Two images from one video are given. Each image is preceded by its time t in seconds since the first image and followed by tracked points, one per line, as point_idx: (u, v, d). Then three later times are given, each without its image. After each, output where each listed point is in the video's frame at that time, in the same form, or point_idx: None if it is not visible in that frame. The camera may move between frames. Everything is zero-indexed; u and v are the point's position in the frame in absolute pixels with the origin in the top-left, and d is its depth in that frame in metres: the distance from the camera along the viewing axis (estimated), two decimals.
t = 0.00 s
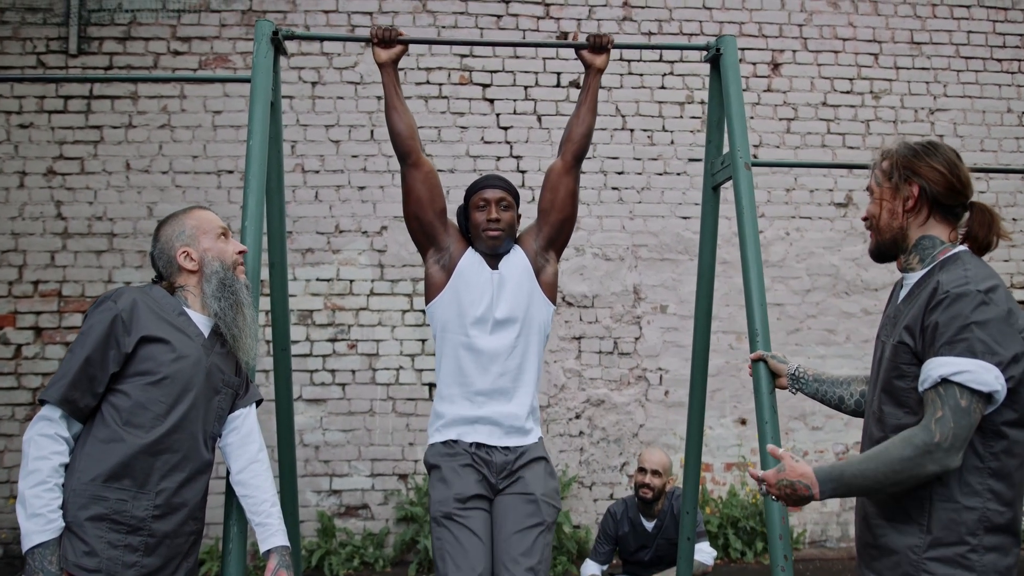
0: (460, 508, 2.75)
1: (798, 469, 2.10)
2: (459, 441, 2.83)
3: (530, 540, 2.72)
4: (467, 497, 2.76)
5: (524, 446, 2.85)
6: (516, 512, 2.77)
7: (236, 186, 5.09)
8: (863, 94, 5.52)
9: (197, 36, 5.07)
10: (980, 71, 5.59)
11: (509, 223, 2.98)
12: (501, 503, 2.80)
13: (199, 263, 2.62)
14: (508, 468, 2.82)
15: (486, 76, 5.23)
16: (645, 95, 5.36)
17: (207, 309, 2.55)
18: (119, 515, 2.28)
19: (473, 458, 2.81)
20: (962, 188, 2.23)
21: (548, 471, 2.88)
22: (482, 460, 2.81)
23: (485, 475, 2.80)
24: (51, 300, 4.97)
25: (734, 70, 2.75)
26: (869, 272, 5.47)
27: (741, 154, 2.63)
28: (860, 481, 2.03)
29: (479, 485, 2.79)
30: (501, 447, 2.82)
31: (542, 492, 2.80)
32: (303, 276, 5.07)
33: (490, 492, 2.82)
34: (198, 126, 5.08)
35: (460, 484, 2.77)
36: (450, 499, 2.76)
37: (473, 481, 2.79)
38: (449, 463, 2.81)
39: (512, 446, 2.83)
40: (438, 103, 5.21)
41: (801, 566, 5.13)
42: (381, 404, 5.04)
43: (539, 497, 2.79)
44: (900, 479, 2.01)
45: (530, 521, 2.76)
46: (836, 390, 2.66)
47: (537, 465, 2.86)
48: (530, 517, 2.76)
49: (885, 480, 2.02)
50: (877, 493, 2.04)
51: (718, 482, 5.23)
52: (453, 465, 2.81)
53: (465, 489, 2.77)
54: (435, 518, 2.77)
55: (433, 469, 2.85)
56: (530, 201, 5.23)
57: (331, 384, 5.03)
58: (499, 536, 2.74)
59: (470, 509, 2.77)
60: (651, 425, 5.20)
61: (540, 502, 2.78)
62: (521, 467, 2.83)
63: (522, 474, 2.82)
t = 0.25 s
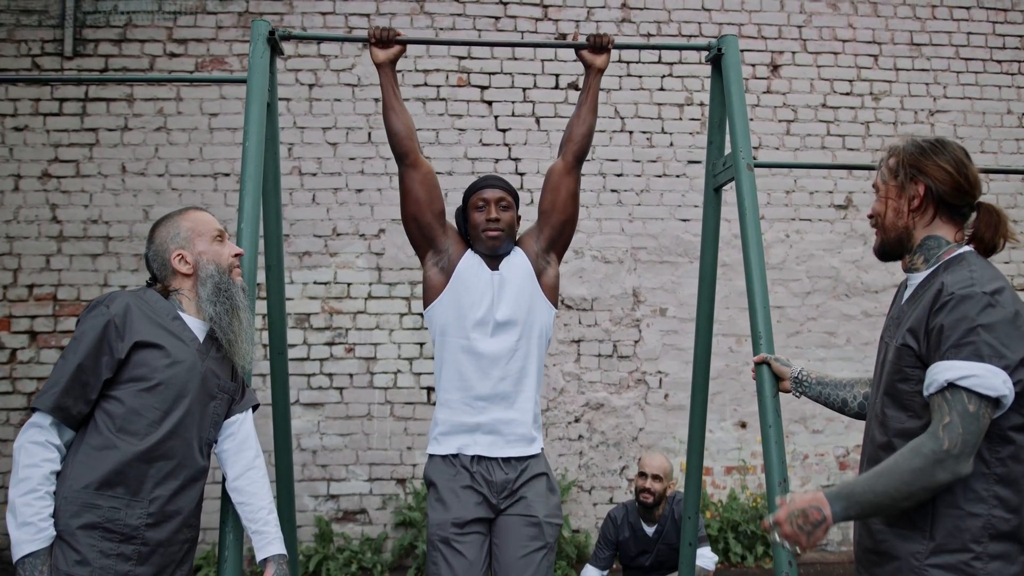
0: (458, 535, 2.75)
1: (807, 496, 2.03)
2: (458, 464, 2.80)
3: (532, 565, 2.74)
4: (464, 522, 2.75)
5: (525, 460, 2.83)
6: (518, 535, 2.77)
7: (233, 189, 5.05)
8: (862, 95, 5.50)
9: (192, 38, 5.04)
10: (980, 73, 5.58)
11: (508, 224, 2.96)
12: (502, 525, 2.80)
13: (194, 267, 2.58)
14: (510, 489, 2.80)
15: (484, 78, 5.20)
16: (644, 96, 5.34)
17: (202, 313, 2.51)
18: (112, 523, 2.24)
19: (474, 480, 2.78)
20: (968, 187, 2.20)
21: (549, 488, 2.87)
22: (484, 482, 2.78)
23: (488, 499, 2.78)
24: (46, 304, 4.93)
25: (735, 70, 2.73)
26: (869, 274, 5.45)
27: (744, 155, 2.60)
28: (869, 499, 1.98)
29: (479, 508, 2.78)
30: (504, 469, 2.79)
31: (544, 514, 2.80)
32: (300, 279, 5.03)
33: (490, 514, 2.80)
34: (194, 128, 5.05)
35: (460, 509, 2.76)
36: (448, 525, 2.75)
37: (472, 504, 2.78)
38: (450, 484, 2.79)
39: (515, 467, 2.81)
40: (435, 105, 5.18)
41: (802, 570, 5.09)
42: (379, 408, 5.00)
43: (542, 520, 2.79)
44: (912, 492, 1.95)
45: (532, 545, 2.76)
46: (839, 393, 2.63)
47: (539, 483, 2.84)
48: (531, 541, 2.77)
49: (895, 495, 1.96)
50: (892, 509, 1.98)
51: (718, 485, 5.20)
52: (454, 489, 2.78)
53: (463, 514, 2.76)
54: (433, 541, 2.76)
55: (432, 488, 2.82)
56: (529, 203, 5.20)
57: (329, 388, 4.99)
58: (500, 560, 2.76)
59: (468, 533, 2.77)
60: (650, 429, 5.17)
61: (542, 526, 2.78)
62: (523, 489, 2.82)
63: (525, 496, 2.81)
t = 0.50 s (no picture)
0: (451, 564, 2.72)
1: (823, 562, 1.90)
2: (450, 489, 2.78)
3: None
4: (457, 550, 2.72)
5: (520, 482, 2.79)
6: (516, 561, 2.73)
7: (227, 192, 5.01)
8: (861, 100, 5.48)
9: (187, 40, 5.00)
10: (978, 77, 5.57)
11: (506, 226, 2.93)
12: (499, 550, 2.77)
13: (186, 271, 2.54)
14: (506, 512, 2.76)
15: (481, 81, 5.17)
16: (642, 100, 5.31)
17: (193, 318, 2.47)
18: (100, 532, 2.21)
19: (467, 506, 2.75)
20: (971, 192, 2.14)
21: (550, 510, 2.82)
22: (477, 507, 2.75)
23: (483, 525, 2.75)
24: (38, 307, 4.88)
25: (736, 73, 2.71)
26: (867, 280, 5.42)
27: (745, 158, 2.59)
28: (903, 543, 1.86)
29: (473, 533, 2.75)
30: (498, 493, 2.76)
31: (544, 541, 2.75)
32: (295, 283, 4.99)
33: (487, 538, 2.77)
34: (189, 130, 5.00)
35: (452, 535, 2.74)
36: (441, 554, 2.72)
37: (466, 533, 2.74)
38: (441, 508, 2.77)
39: (510, 491, 2.77)
40: (432, 108, 5.15)
41: None
42: (374, 413, 4.96)
43: (541, 548, 2.73)
44: (947, 521, 1.85)
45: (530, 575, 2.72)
46: (841, 399, 2.55)
47: (537, 506, 2.80)
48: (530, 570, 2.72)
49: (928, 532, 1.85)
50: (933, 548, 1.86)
51: (716, 492, 5.16)
52: (445, 514, 2.76)
53: (456, 543, 2.73)
54: (425, 567, 2.75)
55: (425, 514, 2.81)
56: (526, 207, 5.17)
57: (324, 393, 4.95)
58: None
59: (462, 562, 2.74)
60: (648, 435, 5.13)
61: (542, 556, 2.73)
62: (521, 513, 2.78)
63: (523, 522, 2.76)
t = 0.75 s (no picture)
0: None
1: None
2: (446, 508, 2.74)
3: None
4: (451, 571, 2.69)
5: (518, 502, 2.76)
6: None
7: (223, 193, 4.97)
8: (860, 102, 5.46)
9: (183, 40, 4.97)
10: (977, 80, 5.55)
11: (506, 227, 2.90)
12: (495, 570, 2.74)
13: (180, 272, 2.51)
14: (502, 532, 2.73)
15: (478, 82, 5.14)
16: (640, 102, 5.29)
17: (187, 320, 2.45)
18: (90, 539, 2.18)
19: (463, 525, 2.72)
20: (976, 194, 2.09)
21: (548, 530, 2.79)
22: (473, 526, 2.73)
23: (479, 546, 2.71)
24: (32, 309, 4.84)
25: (738, 72, 2.68)
26: (866, 283, 5.40)
27: (746, 158, 2.57)
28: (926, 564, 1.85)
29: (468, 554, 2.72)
30: (494, 513, 2.73)
31: (540, 563, 2.72)
32: (291, 285, 4.95)
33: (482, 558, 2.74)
34: (184, 131, 4.97)
35: (446, 553, 2.70)
36: None
37: (458, 556, 2.71)
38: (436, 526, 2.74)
39: (507, 510, 2.74)
40: (429, 109, 5.11)
41: None
42: (371, 416, 4.92)
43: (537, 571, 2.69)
44: (965, 531, 1.84)
45: None
46: (841, 403, 2.50)
47: (533, 527, 2.76)
48: None
49: (953, 550, 1.84)
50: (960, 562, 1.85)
51: (714, 495, 5.13)
52: (440, 533, 2.72)
53: (448, 566, 2.70)
54: None
55: (420, 532, 2.78)
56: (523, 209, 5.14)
57: (319, 396, 4.91)
58: None
59: None
60: (645, 438, 5.10)
61: None
62: (517, 533, 2.75)
63: (519, 542, 2.74)
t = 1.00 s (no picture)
0: None
1: None
2: (445, 520, 2.70)
3: None
4: None
5: (519, 514, 2.73)
6: None
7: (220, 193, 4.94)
8: (860, 104, 5.44)
9: (180, 39, 4.93)
10: (977, 82, 5.53)
11: (507, 228, 2.88)
12: None
13: (175, 274, 2.48)
14: (502, 543, 2.71)
15: (477, 83, 5.12)
16: (639, 103, 5.26)
17: (181, 323, 2.41)
18: (83, 544, 2.15)
19: (464, 537, 2.69)
20: (983, 196, 2.06)
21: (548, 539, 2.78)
22: (473, 538, 2.70)
23: (481, 558, 2.69)
24: (26, 310, 4.80)
25: (741, 72, 2.65)
26: (865, 286, 5.38)
27: (749, 159, 2.54)
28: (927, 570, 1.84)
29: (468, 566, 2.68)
30: (495, 525, 2.70)
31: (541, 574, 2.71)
32: (288, 287, 4.92)
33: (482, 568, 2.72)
34: (180, 131, 4.93)
35: (446, 565, 2.67)
36: None
37: (458, 567, 2.67)
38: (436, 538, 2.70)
39: (508, 523, 2.71)
40: (427, 110, 5.08)
41: None
42: (368, 419, 4.88)
43: None
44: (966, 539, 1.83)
45: None
46: (843, 407, 2.45)
47: (534, 537, 2.75)
48: None
49: (957, 559, 1.82)
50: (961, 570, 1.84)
51: (713, 499, 5.10)
52: (440, 545, 2.69)
53: None
54: None
55: (418, 543, 2.74)
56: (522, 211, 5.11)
57: (317, 398, 4.88)
58: None
59: None
60: (644, 441, 5.07)
61: None
62: (517, 544, 2.73)
63: (520, 554, 2.72)
